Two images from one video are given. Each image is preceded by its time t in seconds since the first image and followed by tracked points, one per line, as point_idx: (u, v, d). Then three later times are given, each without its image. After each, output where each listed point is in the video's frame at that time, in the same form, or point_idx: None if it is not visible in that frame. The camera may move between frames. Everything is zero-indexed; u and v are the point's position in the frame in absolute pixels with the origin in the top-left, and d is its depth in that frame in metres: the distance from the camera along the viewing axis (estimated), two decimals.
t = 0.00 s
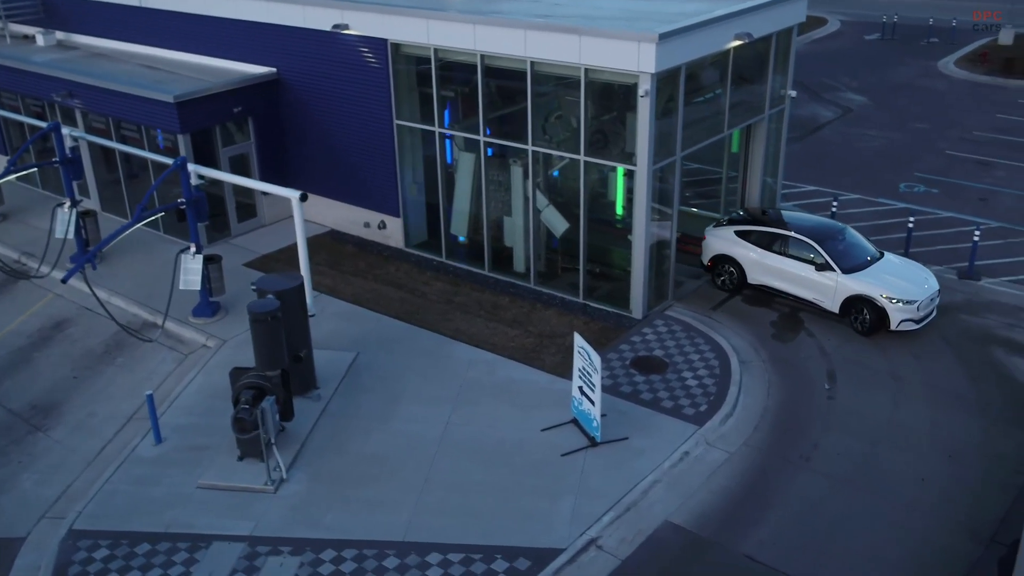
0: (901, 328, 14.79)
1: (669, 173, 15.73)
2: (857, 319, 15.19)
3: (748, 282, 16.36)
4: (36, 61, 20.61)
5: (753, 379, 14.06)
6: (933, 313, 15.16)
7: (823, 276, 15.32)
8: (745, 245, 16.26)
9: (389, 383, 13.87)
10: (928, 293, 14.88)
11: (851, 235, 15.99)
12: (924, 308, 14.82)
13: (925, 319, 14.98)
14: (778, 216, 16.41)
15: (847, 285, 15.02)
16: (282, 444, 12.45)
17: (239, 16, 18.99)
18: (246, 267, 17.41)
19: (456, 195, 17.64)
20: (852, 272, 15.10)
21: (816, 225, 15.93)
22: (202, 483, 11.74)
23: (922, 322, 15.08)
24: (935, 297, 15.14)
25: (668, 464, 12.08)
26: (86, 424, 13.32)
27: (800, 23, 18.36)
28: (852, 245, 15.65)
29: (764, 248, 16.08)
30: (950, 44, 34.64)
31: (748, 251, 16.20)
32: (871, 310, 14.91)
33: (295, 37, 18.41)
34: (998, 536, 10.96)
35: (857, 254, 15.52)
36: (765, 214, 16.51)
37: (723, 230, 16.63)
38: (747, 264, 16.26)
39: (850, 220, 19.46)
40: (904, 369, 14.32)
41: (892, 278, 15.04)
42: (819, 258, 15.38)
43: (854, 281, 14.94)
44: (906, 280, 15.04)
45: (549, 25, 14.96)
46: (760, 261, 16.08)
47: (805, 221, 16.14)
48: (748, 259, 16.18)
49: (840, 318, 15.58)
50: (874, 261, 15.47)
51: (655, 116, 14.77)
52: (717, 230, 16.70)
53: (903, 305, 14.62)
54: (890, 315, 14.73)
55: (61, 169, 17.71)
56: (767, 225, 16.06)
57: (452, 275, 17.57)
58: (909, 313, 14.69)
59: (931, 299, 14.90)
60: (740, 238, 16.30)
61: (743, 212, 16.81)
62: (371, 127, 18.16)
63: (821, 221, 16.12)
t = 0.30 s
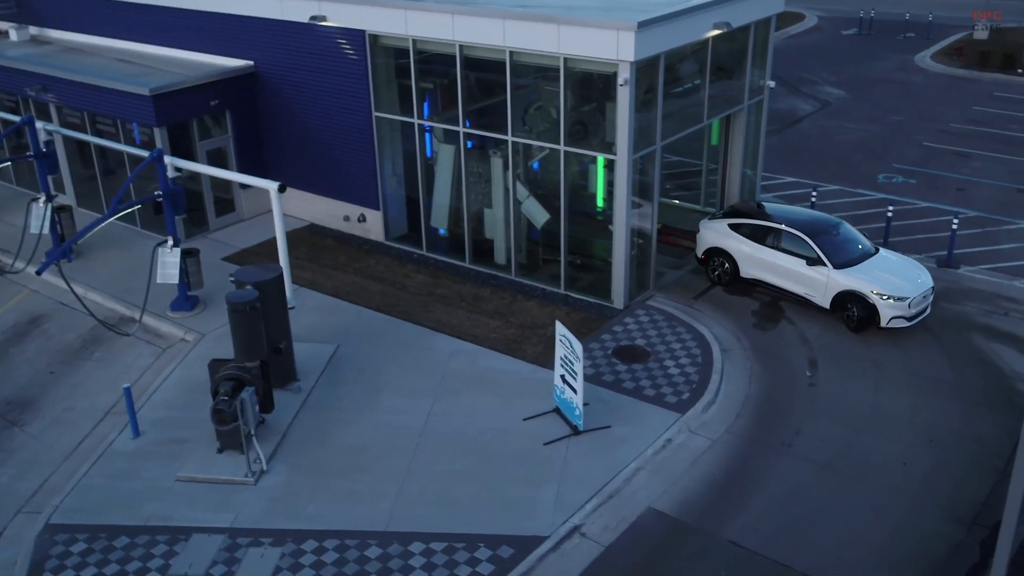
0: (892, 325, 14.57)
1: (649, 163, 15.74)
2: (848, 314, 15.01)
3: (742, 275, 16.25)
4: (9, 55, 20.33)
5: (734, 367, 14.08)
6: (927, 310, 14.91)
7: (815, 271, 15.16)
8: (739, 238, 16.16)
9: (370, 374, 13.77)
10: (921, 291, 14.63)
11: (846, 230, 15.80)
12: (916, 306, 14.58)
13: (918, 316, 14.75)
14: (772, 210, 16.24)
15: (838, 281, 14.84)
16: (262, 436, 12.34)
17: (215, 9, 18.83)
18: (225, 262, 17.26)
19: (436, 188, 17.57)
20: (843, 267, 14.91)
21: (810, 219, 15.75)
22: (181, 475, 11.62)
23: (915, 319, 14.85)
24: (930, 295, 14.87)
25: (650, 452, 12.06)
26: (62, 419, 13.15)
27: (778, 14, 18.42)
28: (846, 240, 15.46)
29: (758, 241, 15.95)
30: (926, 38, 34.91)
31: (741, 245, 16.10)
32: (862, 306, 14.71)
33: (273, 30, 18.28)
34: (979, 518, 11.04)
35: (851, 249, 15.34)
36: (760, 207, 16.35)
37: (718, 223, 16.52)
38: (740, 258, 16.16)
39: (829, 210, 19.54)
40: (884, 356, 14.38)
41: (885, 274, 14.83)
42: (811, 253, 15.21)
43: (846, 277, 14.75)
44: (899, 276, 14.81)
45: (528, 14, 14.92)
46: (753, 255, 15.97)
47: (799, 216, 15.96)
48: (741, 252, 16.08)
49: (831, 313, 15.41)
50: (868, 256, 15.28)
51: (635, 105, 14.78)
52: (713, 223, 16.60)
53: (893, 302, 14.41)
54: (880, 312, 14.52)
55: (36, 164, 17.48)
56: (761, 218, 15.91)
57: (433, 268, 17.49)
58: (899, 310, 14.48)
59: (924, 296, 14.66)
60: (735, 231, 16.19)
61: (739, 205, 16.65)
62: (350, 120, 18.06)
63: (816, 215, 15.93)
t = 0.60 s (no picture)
0: (888, 323, 14.21)
1: (638, 153, 15.71)
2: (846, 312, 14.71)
3: (742, 270, 16.03)
4: None
5: (724, 355, 14.05)
6: (927, 310, 14.50)
7: (812, 267, 14.88)
8: (740, 232, 15.94)
9: (359, 365, 13.69)
10: (920, 290, 14.25)
11: (850, 226, 15.49)
12: (914, 305, 14.20)
13: (917, 316, 14.35)
14: (775, 205, 15.96)
15: (834, 277, 14.55)
16: (250, 426, 12.25)
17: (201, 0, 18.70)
18: (211, 254, 17.14)
19: (424, 179, 17.49)
20: (841, 264, 14.63)
21: (812, 214, 15.46)
22: (168, 466, 11.53)
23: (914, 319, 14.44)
24: (930, 294, 14.46)
25: (640, 439, 12.02)
26: (47, 411, 13.03)
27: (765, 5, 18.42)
28: (848, 236, 15.16)
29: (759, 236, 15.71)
30: (912, 33, 35.05)
31: (741, 239, 15.88)
32: (859, 304, 14.38)
33: (260, 22, 18.18)
34: (970, 503, 11.05)
35: (852, 246, 15.03)
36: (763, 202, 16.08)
37: (721, 217, 16.30)
38: (740, 253, 15.94)
39: (818, 201, 19.57)
40: (873, 344, 14.39)
41: (884, 272, 14.48)
42: (809, 249, 14.94)
43: (844, 273, 14.46)
44: (899, 275, 14.44)
45: (515, 3, 14.86)
46: (753, 250, 15.74)
47: (801, 211, 15.67)
48: (742, 247, 15.86)
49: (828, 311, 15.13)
50: (870, 252, 14.96)
51: (623, 93, 14.74)
52: (716, 216, 16.39)
53: (889, 300, 14.05)
54: (876, 310, 14.18)
55: (19, 156, 17.31)
56: (762, 213, 15.66)
57: (421, 260, 17.41)
58: (896, 308, 14.11)
59: (923, 295, 14.27)
60: (736, 225, 15.97)
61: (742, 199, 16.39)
62: (337, 111, 17.96)
63: (818, 211, 15.65)
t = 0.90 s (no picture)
0: (891, 327, 13.78)
1: (635, 144, 15.65)
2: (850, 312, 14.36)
3: (753, 266, 15.79)
4: None
5: (721, 346, 13.98)
6: (936, 315, 13.98)
7: (818, 265, 14.57)
8: (751, 228, 15.71)
9: (355, 355, 13.62)
10: (928, 294, 13.75)
11: (865, 225, 15.10)
12: (919, 308, 13.73)
13: (923, 320, 13.85)
14: (787, 202, 15.65)
15: (838, 276, 14.21)
16: (245, 416, 12.19)
17: None
18: (207, 246, 17.07)
19: (421, 172, 17.44)
20: (846, 263, 14.28)
21: (824, 211, 15.13)
22: (163, 456, 11.47)
23: (921, 323, 13.94)
24: (940, 299, 13.94)
25: (638, 428, 11.96)
26: (41, 401, 12.97)
27: None
28: (859, 235, 14.78)
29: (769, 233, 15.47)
30: (909, 29, 35.03)
31: (751, 235, 15.66)
32: (863, 305, 14.01)
33: (256, 15, 18.12)
34: (969, 492, 10.99)
35: (863, 245, 14.65)
36: (777, 198, 15.79)
37: (735, 212, 16.08)
38: (750, 248, 15.72)
39: (816, 193, 19.53)
40: (871, 334, 14.33)
41: (891, 274, 14.05)
42: (816, 247, 14.63)
43: (848, 273, 14.12)
44: (906, 277, 13.99)
45: None
46: (762, 246, 15.50)
47: (814, 208, 15.32)
48: (752, 242, 15.65)
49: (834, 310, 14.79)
50: (881, 252, 14.55)
51: (620, 83, 14.68)
52: (731, 211, 16.18)
53: (891, 302, 13.64)
54: (878, 312, 13.79)
55: (13, 148, 17.22)
56: (774, 209, 15.39)
57: (417, 252, 17.34)
58: (899, 311, 13.69)
59: (930, 299, 13.77)
60: (747, 221, 15.74)
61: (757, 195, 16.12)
62: (333, 103, 17.90)
63: (831, 208, 15.30)
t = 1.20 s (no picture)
0: (892, 332, 13.46)
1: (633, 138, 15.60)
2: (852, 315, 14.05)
3: (761, 266, 15.54)
4: None
5: (720, 340, 13.93)
6: (941, 323, 13.60)
7: (822, 267, 14.28)
8: (760, 227, 15.43)
9: (352, 349, 13.58)
10: (933, 301, 13.38)
11: (877, 227, 14.75)
12: (922, 315, 13.37)
13: (926, 328, 13.49)
14: (796, 202, 15.34)
15: (841, 279, 13.91)
16: (242, 409, 12.14)
17: None
18: (204, 241, 17.02)
19: (419, 166, 17.40)
20: (851, 266, 13.96)
21: (834, 212, 14.82)
22: (159, 448, 11.42)
23: (924, 330, 13.57)
24: (946, 306, 13.55)
25: (636, 421, 11.91)
26: (37, 394, 12.92)
27: None
28: (869, 238, 14.44)
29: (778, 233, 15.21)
30: (907, 27, 35.04)
31: (760, 233, 15.39)
32: (865, 308, 13.70)
33: (254, 9, 18.07)
34: (968, 483, 10.96)
35: (871, 248, 14.30)
36: (789, 198, 15.51)
37: (745, 211, 15.84)
38: (758, 248, 15.45)
39: (814, 188, 19.49)
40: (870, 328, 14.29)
41: (896, 279, 13.70)
42: (822, 248, 14.34)
43: (852, 275, 13.81)
44: (911, 282, 13.63)
45: None
46: (769, 246, 15.23)
47: (824, 209, 15.01)
48: (760, 241, 15.41)
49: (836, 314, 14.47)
50: (889, 256, 14.19)
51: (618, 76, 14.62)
52: (742, 210, 15.94)
53: (893, 308, 13.31)
54: (878, 317, 13.47)
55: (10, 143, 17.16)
56: (783, 209, 15.10)
57: (416, 246, 17.30)
58: (900, 317, 13.35)
59: (934, 306, 13.40)
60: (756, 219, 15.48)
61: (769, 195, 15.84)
62: (330, 98, 17.85)
63: (843, 209, 14.97)
